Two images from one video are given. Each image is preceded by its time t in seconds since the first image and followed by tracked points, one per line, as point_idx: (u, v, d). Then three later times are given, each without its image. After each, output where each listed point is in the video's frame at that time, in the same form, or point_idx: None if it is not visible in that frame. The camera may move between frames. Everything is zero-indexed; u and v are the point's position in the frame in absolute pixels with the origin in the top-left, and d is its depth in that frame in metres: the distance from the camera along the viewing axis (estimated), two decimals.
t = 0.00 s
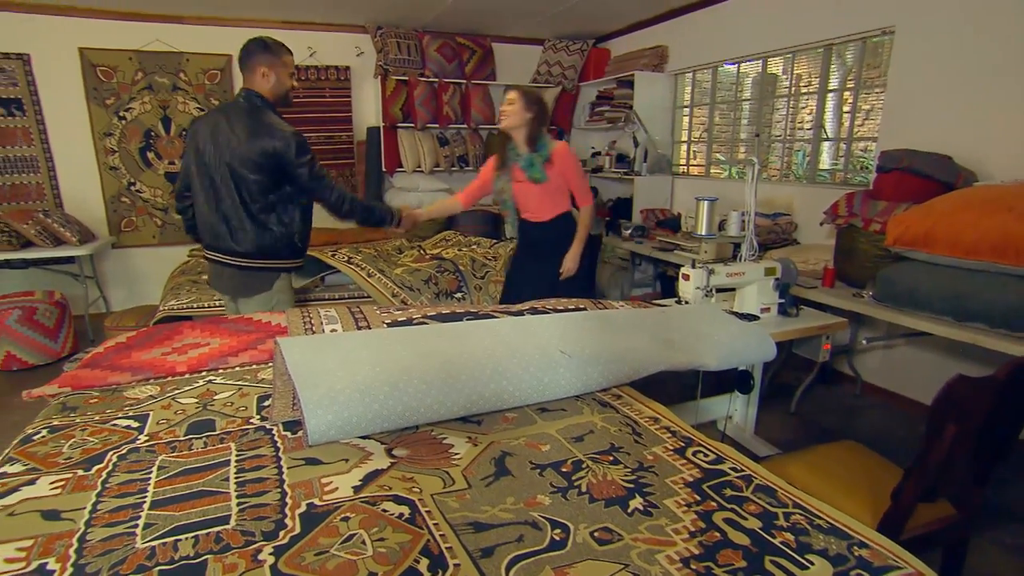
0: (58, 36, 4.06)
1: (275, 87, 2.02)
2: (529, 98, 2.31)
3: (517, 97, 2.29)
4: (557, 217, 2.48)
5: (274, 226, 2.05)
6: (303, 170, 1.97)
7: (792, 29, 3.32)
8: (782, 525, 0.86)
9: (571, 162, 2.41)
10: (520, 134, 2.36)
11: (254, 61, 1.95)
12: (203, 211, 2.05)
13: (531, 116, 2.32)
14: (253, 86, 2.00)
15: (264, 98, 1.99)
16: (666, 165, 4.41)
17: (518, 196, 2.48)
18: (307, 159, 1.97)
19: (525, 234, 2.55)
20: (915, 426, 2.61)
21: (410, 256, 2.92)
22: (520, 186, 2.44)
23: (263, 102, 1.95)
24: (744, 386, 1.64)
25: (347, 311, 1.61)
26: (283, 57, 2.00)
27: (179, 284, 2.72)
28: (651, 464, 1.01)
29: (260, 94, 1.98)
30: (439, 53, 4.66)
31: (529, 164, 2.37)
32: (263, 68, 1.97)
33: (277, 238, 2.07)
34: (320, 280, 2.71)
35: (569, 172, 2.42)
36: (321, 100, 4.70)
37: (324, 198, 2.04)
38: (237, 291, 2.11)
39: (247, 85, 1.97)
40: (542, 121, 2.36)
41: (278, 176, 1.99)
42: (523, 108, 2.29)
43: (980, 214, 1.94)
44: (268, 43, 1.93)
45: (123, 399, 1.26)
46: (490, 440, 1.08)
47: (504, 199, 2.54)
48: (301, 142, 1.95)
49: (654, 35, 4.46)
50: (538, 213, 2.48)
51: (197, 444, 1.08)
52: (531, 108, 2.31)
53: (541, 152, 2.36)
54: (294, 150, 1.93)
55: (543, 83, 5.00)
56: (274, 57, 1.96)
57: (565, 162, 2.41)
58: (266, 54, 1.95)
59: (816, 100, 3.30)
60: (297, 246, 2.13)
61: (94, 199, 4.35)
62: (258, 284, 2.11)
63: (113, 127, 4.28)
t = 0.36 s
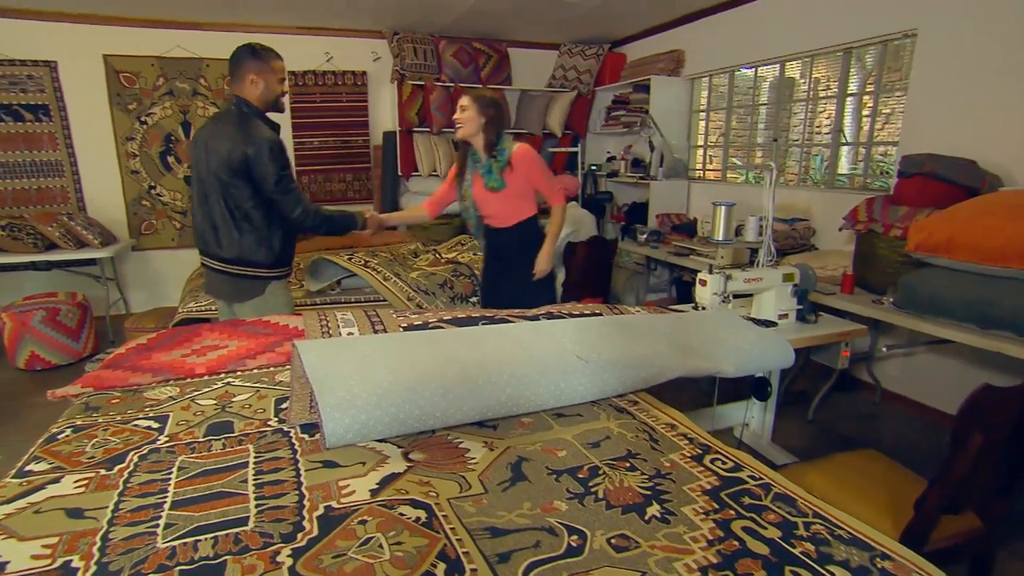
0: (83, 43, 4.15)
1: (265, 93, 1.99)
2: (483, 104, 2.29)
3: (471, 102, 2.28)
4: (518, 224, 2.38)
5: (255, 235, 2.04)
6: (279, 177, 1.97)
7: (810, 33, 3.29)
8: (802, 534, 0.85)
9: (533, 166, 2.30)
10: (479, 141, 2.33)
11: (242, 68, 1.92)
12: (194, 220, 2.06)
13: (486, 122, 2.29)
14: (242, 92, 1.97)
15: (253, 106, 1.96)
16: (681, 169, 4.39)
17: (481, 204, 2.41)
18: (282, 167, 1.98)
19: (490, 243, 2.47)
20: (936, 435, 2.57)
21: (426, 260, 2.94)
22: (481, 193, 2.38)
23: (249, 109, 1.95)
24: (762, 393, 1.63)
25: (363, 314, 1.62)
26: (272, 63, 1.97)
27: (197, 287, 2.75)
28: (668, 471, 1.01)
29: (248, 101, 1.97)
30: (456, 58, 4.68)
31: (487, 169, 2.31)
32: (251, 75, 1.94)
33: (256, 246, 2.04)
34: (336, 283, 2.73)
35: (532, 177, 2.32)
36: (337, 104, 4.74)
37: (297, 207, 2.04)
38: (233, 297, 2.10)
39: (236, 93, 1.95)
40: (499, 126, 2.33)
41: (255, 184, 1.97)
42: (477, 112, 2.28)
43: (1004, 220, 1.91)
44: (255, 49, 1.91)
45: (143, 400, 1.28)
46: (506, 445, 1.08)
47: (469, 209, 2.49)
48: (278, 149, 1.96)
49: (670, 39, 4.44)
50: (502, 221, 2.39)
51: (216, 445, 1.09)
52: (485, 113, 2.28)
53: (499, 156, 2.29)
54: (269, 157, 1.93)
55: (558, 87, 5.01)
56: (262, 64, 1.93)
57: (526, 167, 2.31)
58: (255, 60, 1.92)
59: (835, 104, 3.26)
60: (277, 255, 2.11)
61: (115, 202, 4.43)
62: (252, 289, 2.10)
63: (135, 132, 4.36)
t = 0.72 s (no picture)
0: (108, 50, 4.24)
1: (250, 103, 1.90)
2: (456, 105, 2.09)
3: (440, 99, 2.07)
4: (457, 235, 2.18)
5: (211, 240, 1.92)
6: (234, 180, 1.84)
7: (830, 37, 3.26)
8: (824, 545, 0.83)
9: (489, 182, 2.11)
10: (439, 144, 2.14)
11: (228, 75, 1.84)
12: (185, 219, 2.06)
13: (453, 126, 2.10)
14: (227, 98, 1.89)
15: (236, 113, 1.88)
16: (699, 174, 4.37)
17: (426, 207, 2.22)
18: (241, 171, 1.85)
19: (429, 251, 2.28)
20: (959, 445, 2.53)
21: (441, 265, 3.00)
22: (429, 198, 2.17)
23: (228, 113, 1.86)
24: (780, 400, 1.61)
25: (381, 318, 1.63)
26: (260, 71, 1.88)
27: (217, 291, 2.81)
28: (687, 479, 1.00)
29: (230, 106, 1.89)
30: (472, 63, 4.73)
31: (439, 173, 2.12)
32: (236, 83, 1.85)
33: (209, 251, 1.93)
34: (353, 287, 2.76)
35: (483, 193, 2.11)
36: (354, 109, 4.78)
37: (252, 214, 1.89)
38: (206, 303, 2.03)
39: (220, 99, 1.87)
40: (465, 132, 2.13)
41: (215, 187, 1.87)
42: (446, 111, 2.08)
43: None
44: (241, 54, 1.82)
45: (164, 401, 1.30)
46: (524, 450, 1.08)
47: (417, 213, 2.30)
48: (240, 153, 1.83)
49: (687, 43, 4.43)
50: (442, 230, 2.19)
51: (235, 447, 1.10)
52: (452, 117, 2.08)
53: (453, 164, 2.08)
54: (225, 159, 1.81)
55: (575, 92, 5.01)
56: (246, 71, 1.84)
57: (481, 181, 2.12)
58: (241, 68, 1.84)
59: (855, 108, 3.23)
60: (235, 264, 1.96)
61: (137, 206, 4.51)
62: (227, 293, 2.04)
63: (157, 137, 4.44)
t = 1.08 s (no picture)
0: (132, 56, 4.31)
1: (250, 109, 1.91)
2: (427, 107, 2.00)
3: (409, 100, 1.98)
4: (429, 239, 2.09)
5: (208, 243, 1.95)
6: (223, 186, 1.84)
7: (852, 39, 3.23)
8: (848, 557, 0.82)
9: (462, 185, 2.06)
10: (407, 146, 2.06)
11: (230, 80, 1.85)
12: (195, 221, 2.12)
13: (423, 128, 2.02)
14: (228, 104, 1.91)
15: (233, 118, 1.88)
16: (717, 178, 4.37)
17: (391, 211, 2.10)
18: (232, 176, 1.84)
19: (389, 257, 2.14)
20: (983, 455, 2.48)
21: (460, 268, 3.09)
22: (399, 202, 2.07)
23: (225, 118, 1.87)
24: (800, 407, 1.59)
25: (398, 321, 1.64)
26: (261, 78, 1.89)
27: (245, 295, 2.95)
28: (706, 486, 0.99)
29: (229, 110, 1.89)
30: (489, 67, 4.74)
31: (413, 175, 2.02)
32: (237, 89, 1.86)
33: (208, 258, 1.96)
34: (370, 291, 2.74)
35: (455, 197, 2.06)
36: (372, 113, 4.82)
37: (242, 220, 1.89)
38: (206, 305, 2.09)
39: (219, 103, 1.88)
40: (433, 134, 2.06)
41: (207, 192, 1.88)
42: (414, 112, 1.99)
43: None
44: (242, 58, 1.81)
45: (185, 402, 1.32)
46: (542, 455, 1.08)
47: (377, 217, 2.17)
48: (228, 158, 1.83)
49: (705, 47, 4.40)
50: (413, 234, 2.09)
51: (255, 448, 1.12)
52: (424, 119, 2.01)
53: (429, 167, 2.01)
54: (215, 165, 1.81)
55: (592, 96, 5.02)
56: (246, 78, 1.85)
57: (451, 186, 2.06)
58: (243, 74, 1.84)
59: (877, 112, 3.19)
60: (228, 269, 1.97)
61: (159, 209, 4.58)
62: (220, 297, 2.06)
63: (179, 141, 4.51)
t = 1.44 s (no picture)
0: (155, 60, 4.38)
1: (258, 115, 1.81)
2: (404, 111, 2.13)
3: (390, 104, 2.07)
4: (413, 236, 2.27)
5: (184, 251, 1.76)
6: (201, 191, 1.67)
7: (874, 40, 3.19)
8: (871, 566, 0.81)
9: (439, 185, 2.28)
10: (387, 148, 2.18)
11: (238, 84, 1.76)
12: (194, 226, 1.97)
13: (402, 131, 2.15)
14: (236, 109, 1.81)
15: (238, 123, 1.78)
16: (736, 181, 4.34)
17: (374, 210, 2.25)
18: (211, 182, 1.66)
19: (373, 255, 2.29)
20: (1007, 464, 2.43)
21: (475, 270, 3.13)
22: (382, 203, 2.23)
23: (229, 122, 1.76)
24: (820, 414, 1.57)
25: (415, 323, 1.65)
26: (270, 82, 1.79)
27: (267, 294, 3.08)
28: (725, 492, 0.98)
29: (238, 116, 1.80)
30: (506, 70, 4.73)
31: (397, 176, 2.17)
32: (246, 94, 1.77)
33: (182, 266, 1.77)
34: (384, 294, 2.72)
35: (434, 195, 2.27)
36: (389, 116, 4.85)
37: (206, 232, 1.67)
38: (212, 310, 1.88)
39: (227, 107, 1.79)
40: (410, 137, 2.20)
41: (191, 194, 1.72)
42: (394, 115, 2.10)
43: None
44: (250, 60, 1.72)
45: (205, 401, 1.33)
46: (559, 458, 1.08)
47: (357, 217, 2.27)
48: (216, 161, 1.67)
49: (724, 49, 4.38)
50: (399, 233, 2.27)
51: (274, 448, 1.13)
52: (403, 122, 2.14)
53: (413, 168, 2.18)
54: (198, 166, 1.65)
55: (608, 98, 4.99)
56: (256, 82, 1.75)
57: (431, 186, 2.26)
58: (252, 78, 1.75)
59: (900, 113, 3.15)
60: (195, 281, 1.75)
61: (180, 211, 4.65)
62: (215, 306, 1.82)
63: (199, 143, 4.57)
